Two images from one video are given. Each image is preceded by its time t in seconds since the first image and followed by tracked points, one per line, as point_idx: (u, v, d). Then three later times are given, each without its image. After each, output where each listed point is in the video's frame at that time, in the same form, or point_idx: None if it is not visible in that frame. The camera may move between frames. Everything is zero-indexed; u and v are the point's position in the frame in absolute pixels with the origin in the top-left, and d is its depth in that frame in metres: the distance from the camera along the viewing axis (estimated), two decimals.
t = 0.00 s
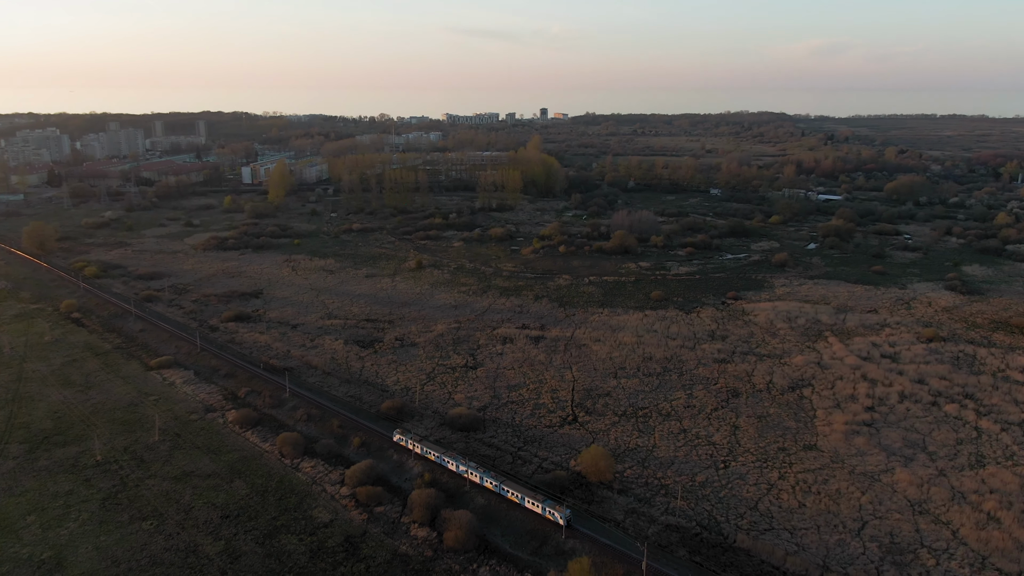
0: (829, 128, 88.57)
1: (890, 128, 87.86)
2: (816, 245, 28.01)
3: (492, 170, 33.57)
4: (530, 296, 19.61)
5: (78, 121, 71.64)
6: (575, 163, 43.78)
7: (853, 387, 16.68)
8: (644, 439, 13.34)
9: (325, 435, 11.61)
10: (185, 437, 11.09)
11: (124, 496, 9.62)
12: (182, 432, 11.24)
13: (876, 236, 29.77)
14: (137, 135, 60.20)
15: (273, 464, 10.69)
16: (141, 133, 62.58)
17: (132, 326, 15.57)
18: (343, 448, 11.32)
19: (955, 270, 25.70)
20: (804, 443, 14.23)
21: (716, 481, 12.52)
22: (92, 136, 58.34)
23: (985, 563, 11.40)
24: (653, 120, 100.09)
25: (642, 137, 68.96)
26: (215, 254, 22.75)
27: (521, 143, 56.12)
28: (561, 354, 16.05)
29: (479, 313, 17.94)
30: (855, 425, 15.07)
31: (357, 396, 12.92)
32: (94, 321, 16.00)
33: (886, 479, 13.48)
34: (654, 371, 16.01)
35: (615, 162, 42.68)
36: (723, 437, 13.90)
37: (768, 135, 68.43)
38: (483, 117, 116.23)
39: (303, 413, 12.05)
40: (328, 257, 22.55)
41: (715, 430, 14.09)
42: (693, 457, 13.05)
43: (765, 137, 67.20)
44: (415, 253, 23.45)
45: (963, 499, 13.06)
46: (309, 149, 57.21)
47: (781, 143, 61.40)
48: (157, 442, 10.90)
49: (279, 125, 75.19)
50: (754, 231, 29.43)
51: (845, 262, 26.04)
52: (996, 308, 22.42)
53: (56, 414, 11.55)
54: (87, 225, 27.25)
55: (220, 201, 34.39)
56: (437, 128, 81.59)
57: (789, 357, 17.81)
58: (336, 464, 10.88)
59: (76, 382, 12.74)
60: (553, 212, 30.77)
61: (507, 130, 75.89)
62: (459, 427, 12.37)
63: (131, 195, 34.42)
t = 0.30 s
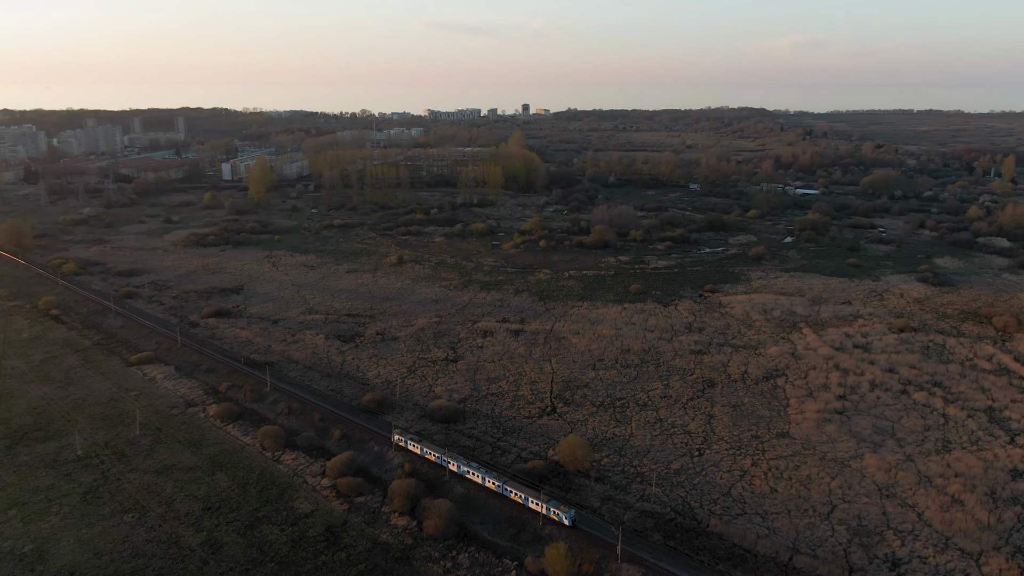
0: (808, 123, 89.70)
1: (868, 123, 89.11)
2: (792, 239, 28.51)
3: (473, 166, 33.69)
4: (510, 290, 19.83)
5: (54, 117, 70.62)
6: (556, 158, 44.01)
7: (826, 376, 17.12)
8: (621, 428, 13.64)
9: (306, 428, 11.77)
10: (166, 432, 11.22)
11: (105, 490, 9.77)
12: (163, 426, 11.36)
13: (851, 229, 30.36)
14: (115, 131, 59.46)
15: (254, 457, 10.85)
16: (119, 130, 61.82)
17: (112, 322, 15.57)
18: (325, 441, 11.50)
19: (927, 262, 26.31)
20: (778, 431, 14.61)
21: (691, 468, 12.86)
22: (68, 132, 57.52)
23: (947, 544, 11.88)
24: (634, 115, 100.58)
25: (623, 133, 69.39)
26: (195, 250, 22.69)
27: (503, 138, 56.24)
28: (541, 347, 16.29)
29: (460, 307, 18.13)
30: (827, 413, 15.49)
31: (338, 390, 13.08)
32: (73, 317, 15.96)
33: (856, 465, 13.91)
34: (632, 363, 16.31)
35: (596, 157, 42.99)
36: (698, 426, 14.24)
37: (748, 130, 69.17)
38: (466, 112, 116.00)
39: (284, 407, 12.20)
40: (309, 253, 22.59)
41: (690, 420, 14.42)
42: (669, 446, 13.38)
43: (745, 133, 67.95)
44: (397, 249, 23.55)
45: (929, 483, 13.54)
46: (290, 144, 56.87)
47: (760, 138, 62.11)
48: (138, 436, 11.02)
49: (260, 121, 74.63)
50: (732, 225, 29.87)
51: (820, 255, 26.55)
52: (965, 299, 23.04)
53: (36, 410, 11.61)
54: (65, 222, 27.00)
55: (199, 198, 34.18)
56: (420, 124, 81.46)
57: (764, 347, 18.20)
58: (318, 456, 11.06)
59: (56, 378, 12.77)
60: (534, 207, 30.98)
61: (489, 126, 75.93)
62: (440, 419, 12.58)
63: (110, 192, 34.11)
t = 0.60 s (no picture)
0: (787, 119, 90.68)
1: (846, 118, 90.36)
2: (769, 232, 28.99)
3: (454, 162, 33.81)
4: (490, 285, 20.04)
5: (28, 113, 69.46)
6: (537, 154, 44.22)
7: (798, 366, 17.55)
8: (597, 418, 13.95)
9: (286, 421, 11.93)
10: (146, 426, 11.35)
11: (85, 484, 9.89)
12: (142, 422, 11.48)
13: (826, 223, 30.94)
14: (92, 128, 58.65)
15: (234, 451, 11.00)
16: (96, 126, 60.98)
17: (90, 319, 15.55)
18: (304, 434, 11.67)
19: (899, 254, 26.93)
20: (750, 420, 15.00)
21: (665, 456, 13.21)
22: (43, 129, 56.64)
23: (912, 525, 12.34)
24: (615, 111, 101.02)
25: (604, 128, 69.74)
26: (174, 247, 22.62)
27: (484, 134, 56.34)
28: (520, 340, 16.55)
29: (440, 301, 18.32)
30: (798, 402, 15.92)
31: (318, 384, 13.24)
32: (51, 314, 15.92)
33: (826, 451, 14.33)
34: (609, 354, 16.62)
35: (576, 153, 43.26)
36: (673, 415, 14.59)
37: (727, 126, 69.87)
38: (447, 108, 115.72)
39: (263, 401, 12.35)
40: (289, 249, 22.62)
41: (666, 409, 14.77)
42: (644, 435, 13.71)
43: (724, 128, 68.62)
44: (377, 244, 23.65)
45: (896, 468, 14.01)
46: (270, 140, 56.52)
47: (739, 133, 62.81)
48: (117, 432, 11.14)
49: (239, 117, 73.99)
50: (710, 220, 30.30)
51: (796, 248, 27.05)
52: (935, 290, 23.65)
53: (14, 406, 11.66)
54: (41, 219, 26.73)
55: (178, 194, 33.94)
56: (400, 120, 81.25)
57: (738, 339, 18.60)
58: (297, 449, 11.24)
59: (34, 375, 12.80)
60: (514, 202, 31.19)
61: (471, 122, 75.93)
62: (419, 411, 12.80)
63: (86, 189, 33.77)
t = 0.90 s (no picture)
0: (766, 114, 91.69)
1: (824, 114, 91.47)
2: (745, 227, 29.47)
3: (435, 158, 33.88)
4: (470, 279, 20.24)
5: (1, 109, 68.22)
6: (518, 149, 44.39)
7: (771, 356, 17.98)
8: (574, 409, 14.24)
9: (265, 415, 12.09)
10: (124, 422, 11.47)
11: (63, 479, 10.01)
12: (121, 417, 11.61)
13: (802, 217, 31.49)
14: (67, 124, 57.79)
15: (213, 444, 11.15)
16: (71, 123, 60.09)
17: (67, 316, 15.54)
18: (283, 427, 11.84)
19: (872, 247, 27.52)
20: (723, 409, 15.38)
21: (640, 445, 13.54)
22: (17, 126, 55.73)
23: (877, 509, 12.78)
24: (596, 106, 101.41)
25: (585, 124, 70.10)
26: (152, 244, 22.53)
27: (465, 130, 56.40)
28: (498, 334, 16.79)
29: (420, 296, 18.50)
30: (770, 391, 16.33)
31: (297, 378, 13.40)
32: (27, 312, 15.87)
33: (796, 439, 14.75)
34: (586, 347, 16.91)
35: (557, 149, 43.48)
36: (648, 405, 14.94)
37: (707, 121, 70.53)
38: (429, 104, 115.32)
39: (242, 395, 12.50)
40: (269, 245, 22.64)
41: (641, 399, 15.11)
42: (619, 425, 14.03)
43: (704, 123, 69.23)
44: (357, 240, 23.74)
45: (863, 454, 14.45)
46: (249, 137, 56.11)
47: (718, 129, 63.43)
48: (96, 427, 11.25)
49: (217, 113, 73.25)
50: (688, 214, 30.71)
51: (772, 242, 27.54)
52: (906, 282, 24.23)
53: None
54: (17, 216, 26.44)
55: (156, 191, 33.68)
56: (382, 116, 80.93)
57: (713, 331, 18.98)
58: (276, 442, 11.40)
59: (11, 372, 12.83)
60: (495, 198, 31.38)
61: (452, 117, 75.83)
62: (397, 404, 13.00)
63: (63, 185, 33.41)
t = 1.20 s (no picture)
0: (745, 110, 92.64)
1: (802, 110, 92.54)
2: (722, 221, 29.93)
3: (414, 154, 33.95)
4: (448, 275, 20.43)
5: None
6: (498, 145, 44.55)
7: (744, 348, 18.39)
8: (550, 401, 14.54)
9: (242, 410, 12.25)
10: (101, 418, 11.59)
11: (40, 474, 10.13)
12: (98, 413, 11.72)
13: (777, 211, 32.02)
14: (42, 120, 56.93)
15: (191, 439, 11.30)
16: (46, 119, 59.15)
17: (43, 313, 15.53)
18: (261, 421, 12.00)
19: (845, 241, 28.09)
20: (696, 399, 15.76)
21: (613, 435, 13.88)
22: None
23: (843, 494, 13.22)
24: (577, 102, 101.76)
25: (565, 120, 70.39)
26: (129, 241, 22.44)
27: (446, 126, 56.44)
28: (476, 328, 17.02)
29: (399, 291, 18.67)
30: (741, 381, 16.74)
31: (275, 373, 13.55)
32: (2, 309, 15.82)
33: (766, 427, 15.16)
34: (563, 340, 17.20)
35: (537, 144, 43.71)
36: (622, 396, 15.28)
37: (686, 117, 71.16)
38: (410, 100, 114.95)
39: (220, 390, 12.64)
40: (247, 242, 22.65)
41: (616, 391, 15.45)
42: (594, 416, 14.36)
43: (683, 119, 69.83)
44: (336, 236, 23.82)
45: (831, 441, 14.90)
46: (227, 133, 55.68)
47: (697, 124, 64.04)
48: (73, 423, 11.36)
49: (195, 109, 72.50)
50: (665, 209, 31.09)
51: (747, 236, 28.02)
52: (877, 275, 24.80)
53: None
54: None
55: (133, 188, 33.42)
56: (362, 112, 80.60)
57: (688, 323, 19.35)
58: (254, 436, 11.57)
59: None
60: (474, 193, 31.56)
61: (433, 113, 75.74)
62: (375, 397, 13.20)
63: (37, 182, 33.04)
